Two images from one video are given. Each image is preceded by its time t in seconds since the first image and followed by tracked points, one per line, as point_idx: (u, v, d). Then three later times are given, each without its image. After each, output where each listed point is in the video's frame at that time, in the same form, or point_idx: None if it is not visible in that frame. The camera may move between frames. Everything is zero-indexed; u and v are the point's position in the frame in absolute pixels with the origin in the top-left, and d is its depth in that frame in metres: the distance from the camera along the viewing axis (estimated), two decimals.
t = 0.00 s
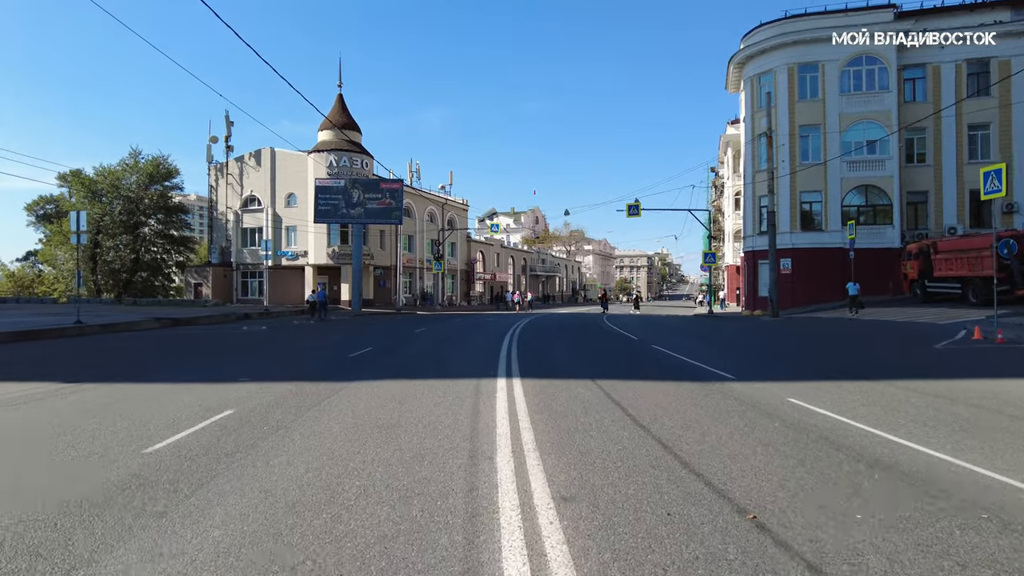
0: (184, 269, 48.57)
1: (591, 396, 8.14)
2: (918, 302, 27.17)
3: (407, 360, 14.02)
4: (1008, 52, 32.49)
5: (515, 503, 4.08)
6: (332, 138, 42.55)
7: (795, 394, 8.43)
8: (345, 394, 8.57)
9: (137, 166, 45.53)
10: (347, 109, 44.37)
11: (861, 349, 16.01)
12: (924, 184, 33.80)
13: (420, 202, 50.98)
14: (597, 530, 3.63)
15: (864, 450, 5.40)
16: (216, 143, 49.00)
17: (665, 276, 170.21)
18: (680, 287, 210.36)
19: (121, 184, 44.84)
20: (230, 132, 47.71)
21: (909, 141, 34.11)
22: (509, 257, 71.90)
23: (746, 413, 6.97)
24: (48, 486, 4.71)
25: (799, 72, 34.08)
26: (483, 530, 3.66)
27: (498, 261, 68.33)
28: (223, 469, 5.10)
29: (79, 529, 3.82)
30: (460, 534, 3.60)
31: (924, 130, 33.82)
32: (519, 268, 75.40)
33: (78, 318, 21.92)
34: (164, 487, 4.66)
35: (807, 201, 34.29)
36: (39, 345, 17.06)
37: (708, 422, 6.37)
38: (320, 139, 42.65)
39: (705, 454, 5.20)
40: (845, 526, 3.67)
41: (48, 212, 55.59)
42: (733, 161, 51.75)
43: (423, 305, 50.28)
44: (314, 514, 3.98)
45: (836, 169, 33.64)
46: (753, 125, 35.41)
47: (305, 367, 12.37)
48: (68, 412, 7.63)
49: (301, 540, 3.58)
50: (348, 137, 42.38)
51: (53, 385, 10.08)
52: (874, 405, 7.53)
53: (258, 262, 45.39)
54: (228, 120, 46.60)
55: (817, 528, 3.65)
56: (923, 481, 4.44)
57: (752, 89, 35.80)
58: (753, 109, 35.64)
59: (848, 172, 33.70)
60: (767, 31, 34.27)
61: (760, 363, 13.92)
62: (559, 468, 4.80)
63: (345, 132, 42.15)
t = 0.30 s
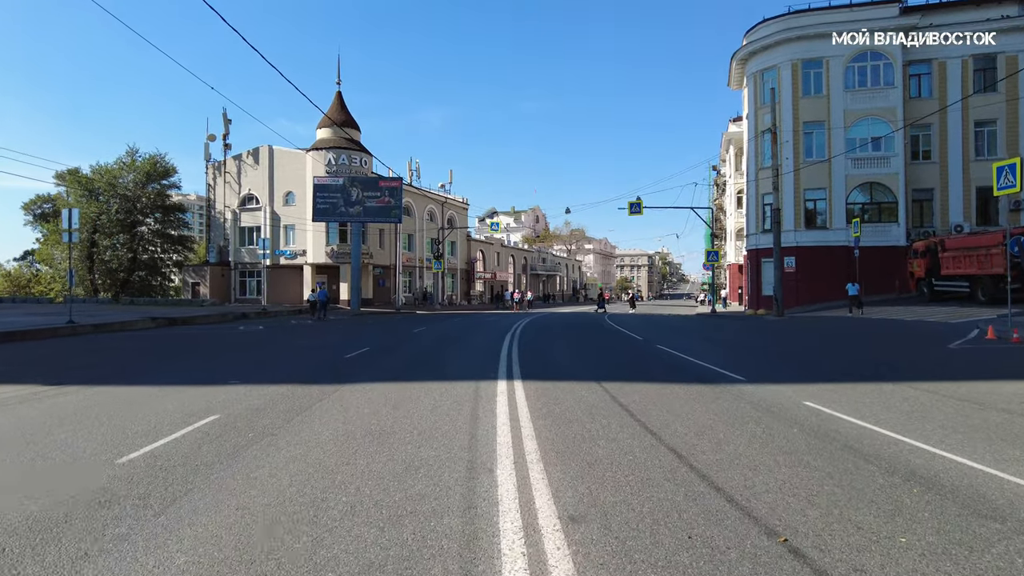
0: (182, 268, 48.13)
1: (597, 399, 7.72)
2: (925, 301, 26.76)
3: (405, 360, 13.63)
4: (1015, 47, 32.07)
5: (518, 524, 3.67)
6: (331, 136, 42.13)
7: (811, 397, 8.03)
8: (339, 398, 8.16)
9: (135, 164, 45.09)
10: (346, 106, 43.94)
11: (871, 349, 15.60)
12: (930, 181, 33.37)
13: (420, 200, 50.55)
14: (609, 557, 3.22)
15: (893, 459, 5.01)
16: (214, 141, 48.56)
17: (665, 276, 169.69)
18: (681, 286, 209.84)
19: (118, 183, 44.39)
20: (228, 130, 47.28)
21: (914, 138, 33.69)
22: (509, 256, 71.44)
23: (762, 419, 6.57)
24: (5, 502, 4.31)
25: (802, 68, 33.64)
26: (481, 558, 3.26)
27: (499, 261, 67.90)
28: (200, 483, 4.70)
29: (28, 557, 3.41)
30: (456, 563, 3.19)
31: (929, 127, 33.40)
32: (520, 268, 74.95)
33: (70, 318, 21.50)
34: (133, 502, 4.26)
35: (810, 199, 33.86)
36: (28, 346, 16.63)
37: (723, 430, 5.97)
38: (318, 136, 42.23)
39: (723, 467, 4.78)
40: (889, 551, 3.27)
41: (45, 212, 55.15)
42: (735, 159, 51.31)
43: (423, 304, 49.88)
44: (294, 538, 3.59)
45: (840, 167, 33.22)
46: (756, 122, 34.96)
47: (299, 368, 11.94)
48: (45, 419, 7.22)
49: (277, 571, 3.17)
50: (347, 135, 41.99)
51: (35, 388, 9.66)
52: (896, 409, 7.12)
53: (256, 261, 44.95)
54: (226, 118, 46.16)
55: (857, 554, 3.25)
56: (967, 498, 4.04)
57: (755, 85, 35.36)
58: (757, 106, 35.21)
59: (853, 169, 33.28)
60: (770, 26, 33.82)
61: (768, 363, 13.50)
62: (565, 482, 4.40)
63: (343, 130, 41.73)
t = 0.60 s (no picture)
0: (181, 268, 47.77)
1: (604, 404, 7.33)
2: (932, 300, 26.37)
3: (404, 363, 13.25)
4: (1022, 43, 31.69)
5: (524, 553, 3.29)
6: (329, 135, 41.74)
7: (830, 402, 7.63)
8: (333, 404, 7.76)
9: (132, 164, 44.70)
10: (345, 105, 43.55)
11: (881, 349, 15.22)
12: (935, 178, 32.97)
13: (420, 200, 50.17)
14: None
15: (929, 472, 4.61)
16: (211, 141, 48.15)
17: (665, 275, 169.38)
18: (681, 286, 209.38)
19: (116, 183, 43.98)
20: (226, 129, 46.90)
21: (920, 135, 33.28)
22: (510, 256, 71.02)
23: (781, 427, 6.17)
24: None
25: (807, 65, 33.21)
26: None
27: (499, 260, 67.47)
28: (176, 500, 4.31)
29: None
30: None
31: (935, 124, 33.01)
32: (520, 267, 74.52)
33: (63, 320, 21.08)
34: (97, 527, 3.86)
35: (815, 197, 33.44)
36: (16, 349, 16.24)
37: (741, 441, 5.57)
38: (317, 135, 41.89)
39: (745, 485, 4.37)
40: None
41: (42, 212, 54.75)
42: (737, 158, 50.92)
43: (423, 304, 49.51)
44: (270, 571, 3.21)
45: (845, 164, 32.81)
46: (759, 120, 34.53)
47: (294, 372, 11.55)
48: (22, 428, 6.82)
49: None
50: (346, 134, 41.61)
51: (15, 394, 9.26)
52: (922, 416, 6.72)
53: (254, 261, 44.55)
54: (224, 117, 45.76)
55: None
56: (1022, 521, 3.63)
57: (758, 82, 34.94)
58: (760, 103, 34.79)
59: (858, 167, 32.85)
60: (774, 22, 33.39)
61: (778, 364, 13.10)
62: (572, 503, 3.99)
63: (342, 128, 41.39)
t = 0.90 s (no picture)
0: (179, 268, 47.40)
1: (614, 413, 6.92)
2: (940, 301, 25.94)
3: (401, 365, 12.87)
4: None
5: None
6: (329, 134, 41.34)
7: (850, 411, 7.23)
8: (326, 412, 7.34)
9: (130, 163, 44.29)
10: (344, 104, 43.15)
11: (893, 352, 14.81)
12: (942, 178, 32.54)
13: (420, 199, 49.77)
14: None
15: (972, 494, 4.22)
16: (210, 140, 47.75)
17: (666, 275, 169.03)
18: (682, 286, 208.92)
19: (113, 182, 43.56)
20: (224, 128, 46.50)
21: (926, 134, 32.87)
22: (511, 256, 70.59)
23: (803, 441, 5.75)
24: None
25: (811, 63, 32.79)
26: None
27: (500, 260, 67.05)
28: (145, 527, 3.92)
29: None
30: None
31: (942, 123, 32.59)
32: (521, 268, 74.09)
33: (55, 321, 20.65)
34: (52, 562, 3.46)
35: (820, 196, 33.04)
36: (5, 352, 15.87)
37: (762, 456, 5.18)
38: (316, 134, 41.52)
39: (774, 511, 3.96)
40: None
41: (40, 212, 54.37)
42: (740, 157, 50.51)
43: (423, 305, 49.12)
44: None
45: (850, 163, 32.40)
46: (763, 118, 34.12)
47: (288, 376, 11.14)
48: None
49: None
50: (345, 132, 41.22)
51: None
52: (950, 427, 6.33)
53: (253, 261, 44.17)
54: (222, 115, 45.37)
55: None
56: None
57: (762, 81, 34.53)
58: (764, 102, 34.38)
59: (863, 166, 32.46)
60: (778, 20, 32.98)
61: (788, 368, 12.70)
62: (582, 534, 3.58)
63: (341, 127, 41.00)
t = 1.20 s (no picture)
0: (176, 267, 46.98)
1: (619, 419, 6.51)
2: (948, 301, 25.51)
3: (397, 368, 12.43)
4: None
5: None
6: (327, 132, 40.93)
7: (872, 417, 6.81)
8: (314, 418, 6.93)
9: (126, 161, 43.76)
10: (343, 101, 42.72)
11: (905, 353, 14.38)
12: (948, 176, 32.11)
13: (419, 198, 49.34)
14: None
15: None
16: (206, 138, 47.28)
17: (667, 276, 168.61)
18: (683, 286, 208.44)
19: (109, 180, 43.02)
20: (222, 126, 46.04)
21: (932, 132, 32.44)
22: (511, 255, 70.13)
23: (825, 450, 5.34)
24: None
25: (816, 60, 32.36)
26: None
27: (500, 260, 66.60)
28: (101, 552, 3.50)
29: None
30: None
31: (948, 120, 32.16)
32: (521, 267, 73.64)
33: (45, 320, 20.23)
34: None
35: (824, 194, 32.62)
36: None
37: (783, 469, 4.77)
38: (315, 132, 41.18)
39: (805, 534, 3.56)
40: None
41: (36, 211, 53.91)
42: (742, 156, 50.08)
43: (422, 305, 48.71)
44: None
45: (855, 161, 31.98)
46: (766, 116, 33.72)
47: (279, 378, 10.74)
48: None
49: None
50: (344, 131, 40.80)
51: None
52: (983, 436, 5.90)
53: (250, 260, 43.77)
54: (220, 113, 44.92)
55: None
56: None
57: (765, 78, 34.12)
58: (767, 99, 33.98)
59: (868, 164, 32.04)
60: (782, 16, 32.57)
61: (797, 369, 12.30)
62: (591, 562, 3.19)
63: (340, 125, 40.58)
